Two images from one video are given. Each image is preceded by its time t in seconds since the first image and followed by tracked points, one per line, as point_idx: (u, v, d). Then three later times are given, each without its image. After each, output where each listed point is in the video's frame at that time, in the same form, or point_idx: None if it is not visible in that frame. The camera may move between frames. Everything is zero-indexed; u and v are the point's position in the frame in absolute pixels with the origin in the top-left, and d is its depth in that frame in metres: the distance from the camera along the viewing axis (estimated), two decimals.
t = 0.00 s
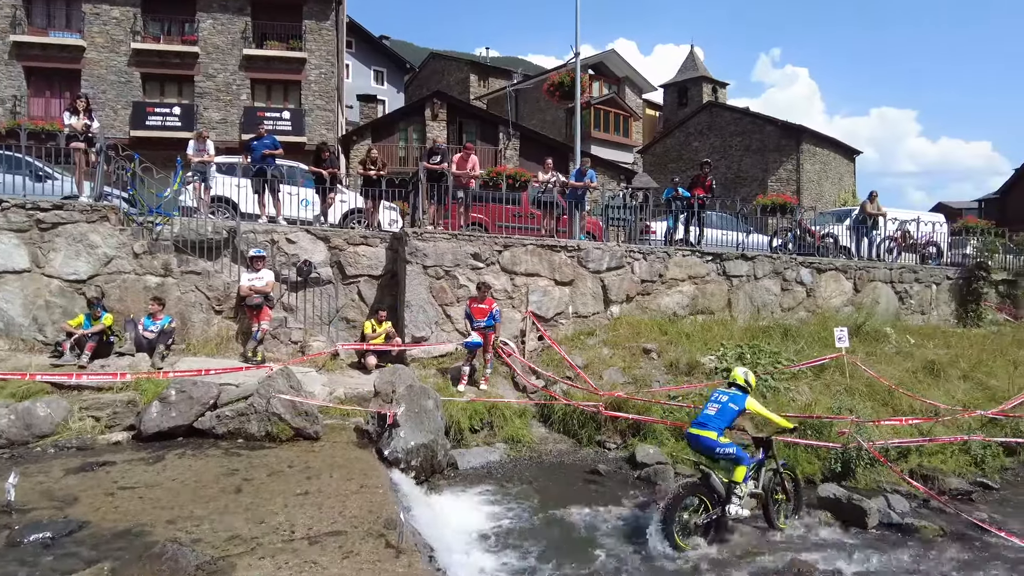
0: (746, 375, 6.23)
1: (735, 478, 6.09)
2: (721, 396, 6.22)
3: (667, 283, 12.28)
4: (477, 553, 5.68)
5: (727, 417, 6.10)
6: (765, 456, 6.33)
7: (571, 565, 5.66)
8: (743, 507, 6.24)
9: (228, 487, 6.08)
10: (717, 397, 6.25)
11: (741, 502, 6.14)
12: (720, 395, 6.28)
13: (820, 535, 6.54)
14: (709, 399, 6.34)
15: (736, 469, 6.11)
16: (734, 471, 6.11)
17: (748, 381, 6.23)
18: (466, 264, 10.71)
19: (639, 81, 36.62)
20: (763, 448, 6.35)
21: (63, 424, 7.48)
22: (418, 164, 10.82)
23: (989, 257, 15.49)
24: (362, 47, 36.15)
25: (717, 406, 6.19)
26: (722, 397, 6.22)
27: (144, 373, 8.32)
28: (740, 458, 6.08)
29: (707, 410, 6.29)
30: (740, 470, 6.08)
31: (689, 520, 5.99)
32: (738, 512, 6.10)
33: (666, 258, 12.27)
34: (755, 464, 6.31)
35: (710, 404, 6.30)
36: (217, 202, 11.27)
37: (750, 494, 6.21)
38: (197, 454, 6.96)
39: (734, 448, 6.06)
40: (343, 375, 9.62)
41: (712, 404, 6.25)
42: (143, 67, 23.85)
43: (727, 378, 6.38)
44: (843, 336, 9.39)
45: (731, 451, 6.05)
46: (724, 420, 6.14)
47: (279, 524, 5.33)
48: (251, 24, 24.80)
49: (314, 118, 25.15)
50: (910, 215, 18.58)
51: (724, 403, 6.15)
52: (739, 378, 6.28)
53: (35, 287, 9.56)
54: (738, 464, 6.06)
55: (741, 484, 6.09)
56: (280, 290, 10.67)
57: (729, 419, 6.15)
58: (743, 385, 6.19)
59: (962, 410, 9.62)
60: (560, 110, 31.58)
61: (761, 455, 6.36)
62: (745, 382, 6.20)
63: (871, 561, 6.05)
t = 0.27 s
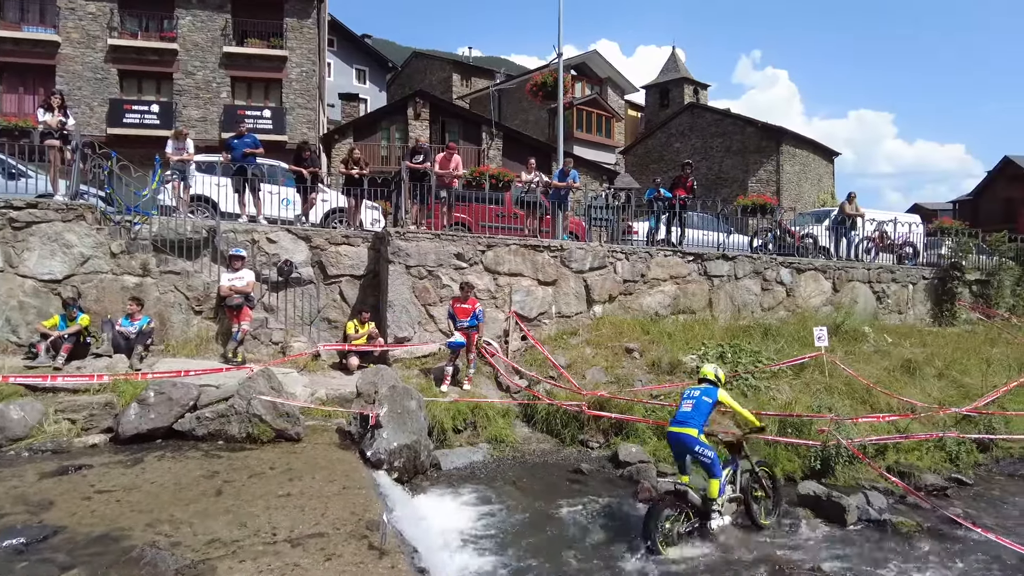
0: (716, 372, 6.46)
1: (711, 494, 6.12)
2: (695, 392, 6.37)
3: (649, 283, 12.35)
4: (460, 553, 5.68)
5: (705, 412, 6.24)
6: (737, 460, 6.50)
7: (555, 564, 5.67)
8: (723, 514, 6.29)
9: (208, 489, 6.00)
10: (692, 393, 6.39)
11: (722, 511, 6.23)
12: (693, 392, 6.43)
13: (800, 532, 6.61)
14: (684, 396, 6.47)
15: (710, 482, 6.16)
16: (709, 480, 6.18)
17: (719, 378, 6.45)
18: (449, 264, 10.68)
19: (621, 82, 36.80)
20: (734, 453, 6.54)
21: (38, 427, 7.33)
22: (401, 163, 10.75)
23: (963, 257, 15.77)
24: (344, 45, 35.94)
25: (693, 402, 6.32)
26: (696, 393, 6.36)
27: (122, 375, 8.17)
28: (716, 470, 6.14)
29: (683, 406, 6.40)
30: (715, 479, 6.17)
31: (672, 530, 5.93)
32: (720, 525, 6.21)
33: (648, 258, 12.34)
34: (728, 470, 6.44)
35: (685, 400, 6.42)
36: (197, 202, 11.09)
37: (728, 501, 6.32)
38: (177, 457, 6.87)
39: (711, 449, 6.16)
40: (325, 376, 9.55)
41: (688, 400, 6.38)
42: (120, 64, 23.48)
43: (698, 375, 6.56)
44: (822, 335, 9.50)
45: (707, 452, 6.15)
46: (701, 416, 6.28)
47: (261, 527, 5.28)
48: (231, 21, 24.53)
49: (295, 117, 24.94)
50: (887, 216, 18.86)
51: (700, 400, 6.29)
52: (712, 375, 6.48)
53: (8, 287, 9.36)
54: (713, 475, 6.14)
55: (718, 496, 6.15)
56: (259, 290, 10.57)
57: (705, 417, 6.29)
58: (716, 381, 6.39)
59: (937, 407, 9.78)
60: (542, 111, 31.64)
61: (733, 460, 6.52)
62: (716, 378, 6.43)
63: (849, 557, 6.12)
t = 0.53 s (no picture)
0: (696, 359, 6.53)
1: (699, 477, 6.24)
2: (683, 379, 6.36)
3: (635, 283, 12.40)
4: (448, 553, 5.67)
5: (692, 399, 6.27)
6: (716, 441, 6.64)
7: (542, 564, 5.66)
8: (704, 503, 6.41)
9: (192, 491, 5.94)
10: (679, 380, 6.38)
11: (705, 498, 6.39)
12: (678, 378, 6.43)
13: (786, 529, 6.65)
14: (669, 382, 6.45)
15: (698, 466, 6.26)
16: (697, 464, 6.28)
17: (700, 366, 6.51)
18: (436, 264, 10.65)
19: (607, 83, 36.92)
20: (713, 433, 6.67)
21: (17, 429, 7.21)
22: (387, 163, 10.70)
23: (943, 257, 15.99)
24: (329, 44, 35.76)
25: (680, 389, 6.31)
26: (683, 380, 6.36)
27: (104, 376, 8.08)
28: (705, 454, 6.24)
29: (669, 393, 6.40)
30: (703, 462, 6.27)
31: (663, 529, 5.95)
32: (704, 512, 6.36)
33: (634, 258, 12.39)
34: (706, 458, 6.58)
35: (671, 386, 6.41)
36: (180, 200, 11.04)
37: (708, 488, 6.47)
38: (161, 458, 6.80)
39: (697, 435, 6.22)
40: (310, 377, 9.48)
41: (676, 387, 6.36)
42: (101, 61, 23.19)
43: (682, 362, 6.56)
44: (807, 335, 9.58)
45: (694, 438, 6.21)
46: (688, 403, 6.30)
47: (245, 528, 5.23)
48: (215, 19, 24.32)
49: (280, 116, 24.76)
50: (869, 216, 19.07)
51: (687, 387, 6.29)
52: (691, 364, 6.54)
53: None
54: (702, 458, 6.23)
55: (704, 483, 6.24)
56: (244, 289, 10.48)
57: (692, 404, 6.32)
58: (698, 369, 6.45)
59: (919, 405, 9.91)
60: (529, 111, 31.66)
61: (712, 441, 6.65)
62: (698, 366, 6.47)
63: (834, 554, 6.17)
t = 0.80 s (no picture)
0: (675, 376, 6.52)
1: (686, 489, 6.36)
2: (667, 400, 6.31)
3: (624, 283, 12.43)
4: (438, 553, 5.67)
5: (679, 419, 6.26)
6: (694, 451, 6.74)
7: (533, 564, 5.66)
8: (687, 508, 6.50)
9: (180, 493, 5.88)
10: (663, 400, 6.32)
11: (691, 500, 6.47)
12: (660, 398, 6.38)
13: (774, 528, 6.69)
14: (652, 402, 6.39)
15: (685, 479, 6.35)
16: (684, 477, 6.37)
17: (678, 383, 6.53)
18: (425, 264, 10.62)
19: (596, 83, 37.01)
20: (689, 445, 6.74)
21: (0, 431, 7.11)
22: (377, 162, 10.65)
23: (928, 257, 16.14)
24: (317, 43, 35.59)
25: (666, 409, 6.26)
26: (667, 400, 6.30)
27: (89, 377, 8.01)
28: (693, 467, 6.33)
29: (654, 413, 6.33)
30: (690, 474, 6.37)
31: (656, 527, 5.99)
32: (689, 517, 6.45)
33: (623, 258, 12.42)
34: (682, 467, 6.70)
35: (655, 407, 6.34)
36: (167, 200, 10.98)
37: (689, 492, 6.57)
38: (147, 460, 6.73)
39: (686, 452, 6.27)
40: (299, 377, 9.43)
41: (660, 407, 6.29)
42: (86, 58, 22.95)
43: (662, 381, 6.52)
44: (795, 334, 9.65)
45: (683, 456, 6.25)
46: (674, 423, 6.27)
47: (234, 530, 5.19)
48: (202, 17, 24.14)
49: (268, 115, 24.60)
50: (856, 217, 19.23)
51: (673, 407, 6.24)
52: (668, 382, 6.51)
53: None
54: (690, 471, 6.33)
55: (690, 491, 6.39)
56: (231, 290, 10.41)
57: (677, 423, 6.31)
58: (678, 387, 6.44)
59: (905, 404, 10.01)
60: (518, 111, 31.66)
61: (692, 451, 6.76)
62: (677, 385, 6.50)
63: (822, 552, 6.21)
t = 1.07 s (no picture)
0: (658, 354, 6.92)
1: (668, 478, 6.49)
2: (656, 374, 6.62)
3: (616, 283, 12.46)
4: (431, 553, 5.67)
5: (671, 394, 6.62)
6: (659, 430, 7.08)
7: (525, 564, 5.67)
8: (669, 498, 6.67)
9: (170, 495, 5.84)
10: (653, 375, 6.64)
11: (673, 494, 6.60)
12: (646, 374, 6.68)
13: (765, 527, 6.72)
14: (641, 379, 6.65)
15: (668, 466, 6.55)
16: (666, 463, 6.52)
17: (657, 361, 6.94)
18: (417, 264, 10.60)
19: (587, 84, 37.06)
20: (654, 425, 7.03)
21: None
22: (368, 162, 10.62)
23: (917, 258, 16.26)
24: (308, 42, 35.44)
25: (657, 384, 6.58)
26: (657, 375, 6.63)
27: (77, 378, 7.93)
28: (675, 451, 6.55)
29: (646, 390, 6.60)
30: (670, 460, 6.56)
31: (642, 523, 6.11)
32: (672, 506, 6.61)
33: (615, 258, 12.44)
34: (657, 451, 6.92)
35: (646, 384, 6.62)
36: (157, 200, 10.87)
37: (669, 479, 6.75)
38: (137, 462, 6.67)
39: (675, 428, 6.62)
40: (290, 378, 9.38)
41: (653, 383, 6.59)
42: (74, 56, 22.75)
43: (643, 359, 6.83)
44: (785, 334, 9.69)
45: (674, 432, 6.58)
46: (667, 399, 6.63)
47: (225, 532, 5.15)
48: (192, 15, 24.00)
49: (259, 114, 24.47)
50: (846, 218, 19.36)
51: (665, 381, 6.59)
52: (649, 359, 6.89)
53: None
54: (671, 457, 6.53)
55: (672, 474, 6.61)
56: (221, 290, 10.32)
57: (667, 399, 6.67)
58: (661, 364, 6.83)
59: (894, 403, 10.08)
60: (509, 111, 31.66)
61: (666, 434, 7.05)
62: (654, 360, 6.87)
63: (812, 550, 6.24)
